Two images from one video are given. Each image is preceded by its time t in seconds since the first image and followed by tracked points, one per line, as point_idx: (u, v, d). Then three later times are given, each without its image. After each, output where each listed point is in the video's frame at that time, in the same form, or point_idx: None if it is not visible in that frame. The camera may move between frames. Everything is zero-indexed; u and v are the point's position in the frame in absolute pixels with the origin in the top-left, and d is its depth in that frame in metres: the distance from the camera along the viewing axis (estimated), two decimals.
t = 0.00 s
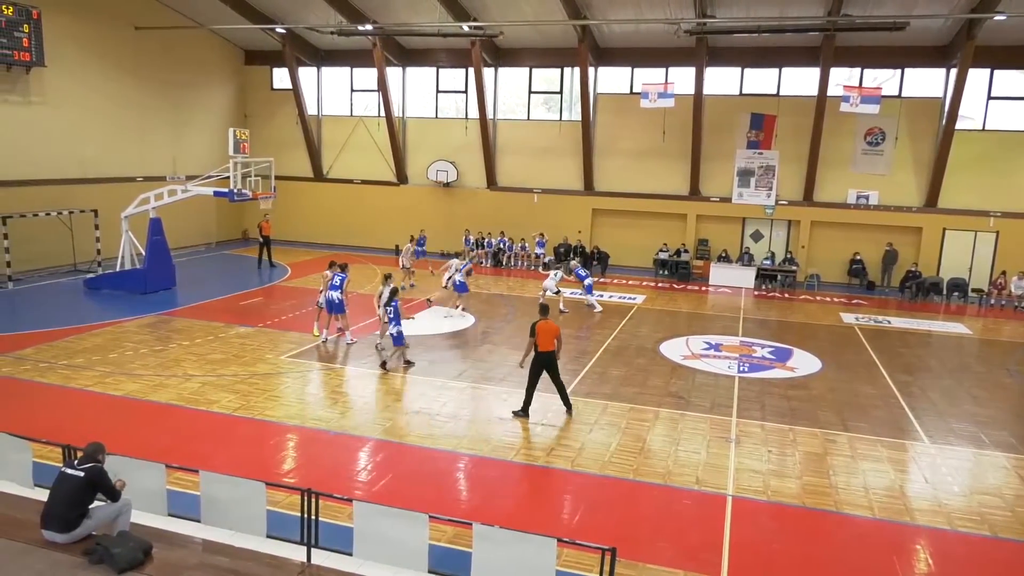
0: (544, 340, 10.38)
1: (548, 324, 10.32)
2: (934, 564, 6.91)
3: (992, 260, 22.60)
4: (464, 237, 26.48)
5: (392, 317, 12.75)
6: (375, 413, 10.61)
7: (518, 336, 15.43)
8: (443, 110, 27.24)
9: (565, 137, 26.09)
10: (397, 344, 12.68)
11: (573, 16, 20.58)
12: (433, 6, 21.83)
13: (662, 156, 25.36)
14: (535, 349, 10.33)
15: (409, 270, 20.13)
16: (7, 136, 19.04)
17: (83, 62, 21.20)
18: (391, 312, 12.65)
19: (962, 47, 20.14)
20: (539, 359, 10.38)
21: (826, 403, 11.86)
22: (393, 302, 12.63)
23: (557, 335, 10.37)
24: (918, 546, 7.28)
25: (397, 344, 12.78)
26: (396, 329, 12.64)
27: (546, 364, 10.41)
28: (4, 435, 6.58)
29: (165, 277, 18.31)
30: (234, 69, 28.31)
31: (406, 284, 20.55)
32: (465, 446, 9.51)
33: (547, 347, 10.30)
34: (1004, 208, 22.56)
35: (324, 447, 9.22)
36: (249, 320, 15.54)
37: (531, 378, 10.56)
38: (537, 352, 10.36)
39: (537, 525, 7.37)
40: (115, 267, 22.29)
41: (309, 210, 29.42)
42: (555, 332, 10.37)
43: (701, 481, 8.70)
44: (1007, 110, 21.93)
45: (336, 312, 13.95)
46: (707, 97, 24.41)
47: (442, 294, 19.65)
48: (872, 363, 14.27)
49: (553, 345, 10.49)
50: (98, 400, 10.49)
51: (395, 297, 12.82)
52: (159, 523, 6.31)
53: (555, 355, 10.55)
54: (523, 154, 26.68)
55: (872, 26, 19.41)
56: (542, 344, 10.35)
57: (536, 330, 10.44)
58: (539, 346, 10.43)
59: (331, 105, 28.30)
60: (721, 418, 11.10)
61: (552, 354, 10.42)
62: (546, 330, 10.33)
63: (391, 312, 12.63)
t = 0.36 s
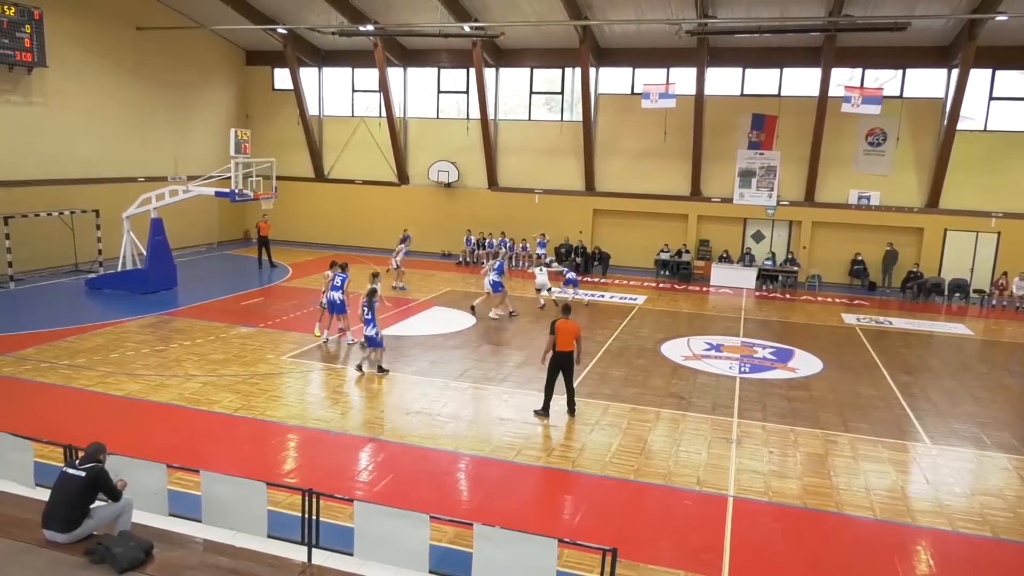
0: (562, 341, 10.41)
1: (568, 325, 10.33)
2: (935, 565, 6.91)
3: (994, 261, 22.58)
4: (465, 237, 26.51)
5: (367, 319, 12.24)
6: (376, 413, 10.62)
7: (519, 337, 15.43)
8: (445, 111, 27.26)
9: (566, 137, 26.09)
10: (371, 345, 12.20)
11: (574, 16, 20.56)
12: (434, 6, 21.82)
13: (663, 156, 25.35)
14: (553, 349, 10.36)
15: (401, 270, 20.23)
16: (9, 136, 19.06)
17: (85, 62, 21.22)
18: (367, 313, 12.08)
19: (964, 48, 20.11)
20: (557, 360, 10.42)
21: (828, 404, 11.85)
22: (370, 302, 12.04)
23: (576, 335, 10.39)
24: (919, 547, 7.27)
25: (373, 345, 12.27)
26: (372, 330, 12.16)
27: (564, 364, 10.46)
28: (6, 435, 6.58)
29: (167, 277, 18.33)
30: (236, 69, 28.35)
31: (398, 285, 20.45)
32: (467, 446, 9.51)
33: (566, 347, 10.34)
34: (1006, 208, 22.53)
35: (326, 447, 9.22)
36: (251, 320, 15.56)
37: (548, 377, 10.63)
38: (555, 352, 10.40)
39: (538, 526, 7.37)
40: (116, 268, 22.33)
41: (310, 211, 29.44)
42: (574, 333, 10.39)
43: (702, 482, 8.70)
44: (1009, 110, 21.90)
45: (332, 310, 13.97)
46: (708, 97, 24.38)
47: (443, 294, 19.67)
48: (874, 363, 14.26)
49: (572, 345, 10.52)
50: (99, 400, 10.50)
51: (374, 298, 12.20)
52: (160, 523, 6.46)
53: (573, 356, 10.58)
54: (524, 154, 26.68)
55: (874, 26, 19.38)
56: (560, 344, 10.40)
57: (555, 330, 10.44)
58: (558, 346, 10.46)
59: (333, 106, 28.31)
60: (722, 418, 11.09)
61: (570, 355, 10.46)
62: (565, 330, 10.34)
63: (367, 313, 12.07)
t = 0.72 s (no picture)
0: (569, 340, 10.42)
1: (574, 326, 10.33)
2: (938, 566, 6.91)
3: (997, 262, 22.56)
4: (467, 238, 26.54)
5: (341, 321, 12.11)
6: (378, 413, 10.64)
7: (521, 337, 15.43)
8: (447, 111, 27.27)
9: (568, 138, 26.10)
10: (342, 349, 12.02)
11: (576, 16, 20.53)
12: (436, 7, 21.82)
13: (665, 156, 25.34)
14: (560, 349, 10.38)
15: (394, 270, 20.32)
16: (11, 136, 19.08)
17: (88, 62, 21.24)
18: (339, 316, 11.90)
19: (967, 48, 20.07)
20: (564, 360, 10.44)
21: (830, 405, 11.84)
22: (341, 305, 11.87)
23: (583, 336, 10.39)
24: (920, 548, 7.26)
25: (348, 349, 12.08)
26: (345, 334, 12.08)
27: (570, 364, 10.49)
28: (8, 434, 6.59)
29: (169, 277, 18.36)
30: (238, 70, 28.38)
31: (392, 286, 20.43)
32: (468, 446, 9.52)
33: (573, 347, 10.36)
34: (1008, 209, 22.50)
35: (327, 447, 9.23)
36: (253, 321, 15.58)
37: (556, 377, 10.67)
38: (562, 352, 10.42)
39: (539, 526, 7.37)
40: (119, 267, 22.37)
41: (312, 211, 29.48)
42: (581, 333, 10.38)
43: (704, 483, 8.69)
44: (1012, 110, 21.87)
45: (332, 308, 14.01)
46: (710, 98, 24.37)
47: (445, 295, 19.69)
48: (876, 364, 14.26)
49: (579, 345, 10.52)
50: (101, 399, 10.51)
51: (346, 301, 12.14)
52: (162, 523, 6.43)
53: (579, 355, 10.59)
54: (526, 155, 26.68)
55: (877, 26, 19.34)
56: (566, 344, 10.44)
57: (562, 330, 10.45)
58: (565, 346, 10.49)
59: (335, 106, 28.33)
60: (724, 419, 11.08)
61: (577, 355, 10.49)
62: (571, 330, 10.35)
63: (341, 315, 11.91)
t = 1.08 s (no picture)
0: (573, 342, 10.40)
1: (580, 327, 10.35)
2: (942, 567, 6.90)
3: (1000, 263, 22.50)
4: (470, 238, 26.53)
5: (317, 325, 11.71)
6: (381, 413, 10.64)
7: (523, 338, 15.41)
8: (449, 112, 27.28)
9: (570, 138, 26.10)
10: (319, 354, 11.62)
11: (578, 17, 20.54)
12: (439, 7, 21.83)
13: (667, 157, 25.33)
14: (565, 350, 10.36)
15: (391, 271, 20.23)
16: (15, 137, 19.13)
17: (91, 63, 21.29)
18: (316, 320, 11.56)
19: (970, 49, 20.03)
20: (568, 361, 10.41)
21: (833, 406, 11.81)
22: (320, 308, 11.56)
23: (587, 337, 10.41)
24: (924, 549, 7.25)
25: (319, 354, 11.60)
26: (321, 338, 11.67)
27: (573, 366, 10.44)
28: (11, 434, 6.60)
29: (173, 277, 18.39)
30: (241, 71, 28.44)
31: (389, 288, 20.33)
32: (471, 447, 9.53)
33: (577, 349, 10.33)
34: (1012, 210, 22.45)
35: (330, 447, 9.25)
36: (256, 321, 15.60)
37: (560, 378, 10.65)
38: (566, 354, 10.39)
39: (543, 527, 7.36)
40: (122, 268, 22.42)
41: (314, 211, 29.50)
42: (585, 334, 10.40)
43: (707, 484, 8.68)
44: (1015, 111, 21.82)
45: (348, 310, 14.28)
46: (713, 99, 24.37)
47: (447, 295, 19.68)
48: (879, 365, 14.21)
49: (583, 347, 10.49)
50: (105, 399, 10.54)
51: (328, 305, 11.87)
52: (164, 523, 6.41)
53: (583, 357, 10.55)
54: (528, 155, 26.68)
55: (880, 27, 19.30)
56: (569, 346, 10.40)
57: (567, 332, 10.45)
58: (569, 347, 10.44)
59: (337, 106, 28.36)
60: (727, 420, 11.06)
61: (581, 356, 10.44)
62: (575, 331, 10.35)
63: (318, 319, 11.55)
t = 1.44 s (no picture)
0: (579, 342, 10.41)
1: (586, 328, 10.33)
2: (945, 568, 6.89)
3: (1003, 264, 22.45)
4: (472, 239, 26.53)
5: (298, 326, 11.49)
6: (383, 414, 10.66)
7: (525, 339, 15.41)
8: (451, 113, 27.30)
9: (572, 139, 26.10)
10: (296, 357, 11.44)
11: (581, 18, 20.55)
12: (442, 8, 21.86)
13: (670, 158, 25.33)
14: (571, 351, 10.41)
15: (393, 270, 20.31)
16: (18, 138, 19.17)
17: (94, 64, 21.35)
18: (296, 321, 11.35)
19: (973, 50, 20.01)
20: (574, 362, 10.45)
21: (835, 407, 11.80)
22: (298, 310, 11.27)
23: (595, 338, 10.36)
24: (927, 550, 7.25)
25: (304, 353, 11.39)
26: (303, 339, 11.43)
27: (579, 366, 10.46)
28: (15, 434, 6.62)
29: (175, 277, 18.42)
30: (243, 71, 28.49)
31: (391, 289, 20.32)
32: (473, 448, 9.53)
33: (584, 350, 10.36)
34: (1015, 211, 22.40)
35: (332, 447, 9.25)
36: (258, 322, 15.62)
37: (565, 377, 10.68)
38: (572, 354, 10.42)
39: (545, 528, 7.36)
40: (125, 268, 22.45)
41: (317, 212, 29.53)
42: (593, 335, 10.36)
43: (709, 485, 8.67)
44: (1018, 112, 21.80)
45: (353, 312, 14.44)
46: (715, 100, 24.36)
47: (449, 296, 19.68)
48: (882, 366, 14.18)
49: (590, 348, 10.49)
50: (108, 400, 10.57)
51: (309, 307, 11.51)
52: (166, 523, 6.38)
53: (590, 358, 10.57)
54: (531, 156, 26.69)
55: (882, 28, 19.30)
56: (576, 347, 10.43)
57: (573, 332, 10.46)
58: (576, 347, 10.47)
59: (339, 107, 28.41)
60: (729, 421, 11.05)
61: (587, 357, 10.47)
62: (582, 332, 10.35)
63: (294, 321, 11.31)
